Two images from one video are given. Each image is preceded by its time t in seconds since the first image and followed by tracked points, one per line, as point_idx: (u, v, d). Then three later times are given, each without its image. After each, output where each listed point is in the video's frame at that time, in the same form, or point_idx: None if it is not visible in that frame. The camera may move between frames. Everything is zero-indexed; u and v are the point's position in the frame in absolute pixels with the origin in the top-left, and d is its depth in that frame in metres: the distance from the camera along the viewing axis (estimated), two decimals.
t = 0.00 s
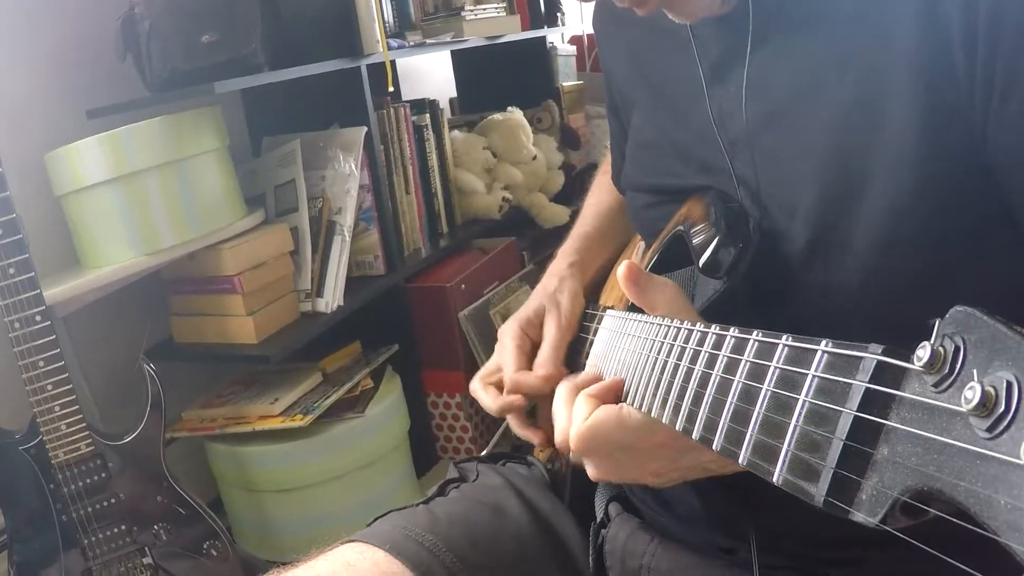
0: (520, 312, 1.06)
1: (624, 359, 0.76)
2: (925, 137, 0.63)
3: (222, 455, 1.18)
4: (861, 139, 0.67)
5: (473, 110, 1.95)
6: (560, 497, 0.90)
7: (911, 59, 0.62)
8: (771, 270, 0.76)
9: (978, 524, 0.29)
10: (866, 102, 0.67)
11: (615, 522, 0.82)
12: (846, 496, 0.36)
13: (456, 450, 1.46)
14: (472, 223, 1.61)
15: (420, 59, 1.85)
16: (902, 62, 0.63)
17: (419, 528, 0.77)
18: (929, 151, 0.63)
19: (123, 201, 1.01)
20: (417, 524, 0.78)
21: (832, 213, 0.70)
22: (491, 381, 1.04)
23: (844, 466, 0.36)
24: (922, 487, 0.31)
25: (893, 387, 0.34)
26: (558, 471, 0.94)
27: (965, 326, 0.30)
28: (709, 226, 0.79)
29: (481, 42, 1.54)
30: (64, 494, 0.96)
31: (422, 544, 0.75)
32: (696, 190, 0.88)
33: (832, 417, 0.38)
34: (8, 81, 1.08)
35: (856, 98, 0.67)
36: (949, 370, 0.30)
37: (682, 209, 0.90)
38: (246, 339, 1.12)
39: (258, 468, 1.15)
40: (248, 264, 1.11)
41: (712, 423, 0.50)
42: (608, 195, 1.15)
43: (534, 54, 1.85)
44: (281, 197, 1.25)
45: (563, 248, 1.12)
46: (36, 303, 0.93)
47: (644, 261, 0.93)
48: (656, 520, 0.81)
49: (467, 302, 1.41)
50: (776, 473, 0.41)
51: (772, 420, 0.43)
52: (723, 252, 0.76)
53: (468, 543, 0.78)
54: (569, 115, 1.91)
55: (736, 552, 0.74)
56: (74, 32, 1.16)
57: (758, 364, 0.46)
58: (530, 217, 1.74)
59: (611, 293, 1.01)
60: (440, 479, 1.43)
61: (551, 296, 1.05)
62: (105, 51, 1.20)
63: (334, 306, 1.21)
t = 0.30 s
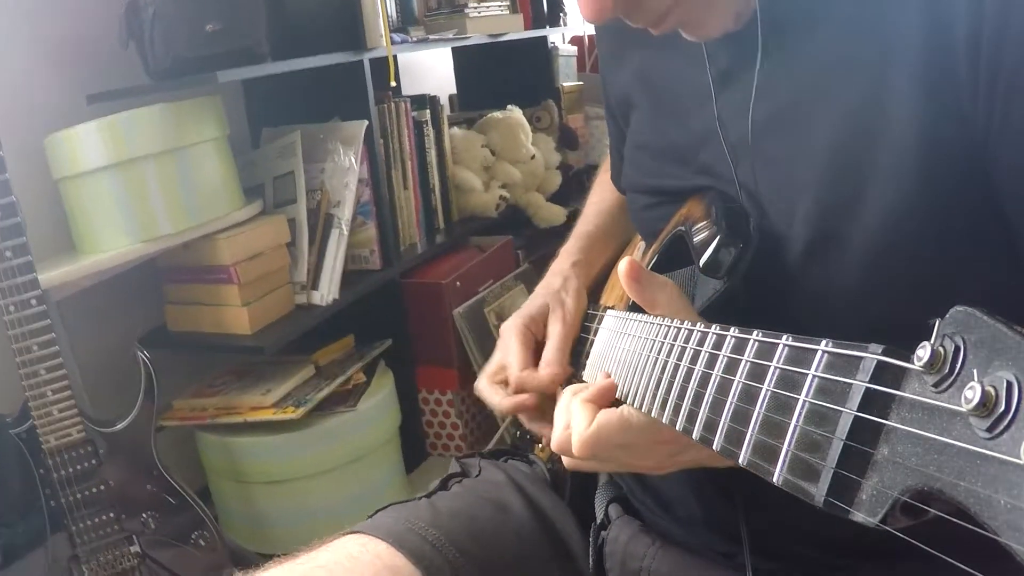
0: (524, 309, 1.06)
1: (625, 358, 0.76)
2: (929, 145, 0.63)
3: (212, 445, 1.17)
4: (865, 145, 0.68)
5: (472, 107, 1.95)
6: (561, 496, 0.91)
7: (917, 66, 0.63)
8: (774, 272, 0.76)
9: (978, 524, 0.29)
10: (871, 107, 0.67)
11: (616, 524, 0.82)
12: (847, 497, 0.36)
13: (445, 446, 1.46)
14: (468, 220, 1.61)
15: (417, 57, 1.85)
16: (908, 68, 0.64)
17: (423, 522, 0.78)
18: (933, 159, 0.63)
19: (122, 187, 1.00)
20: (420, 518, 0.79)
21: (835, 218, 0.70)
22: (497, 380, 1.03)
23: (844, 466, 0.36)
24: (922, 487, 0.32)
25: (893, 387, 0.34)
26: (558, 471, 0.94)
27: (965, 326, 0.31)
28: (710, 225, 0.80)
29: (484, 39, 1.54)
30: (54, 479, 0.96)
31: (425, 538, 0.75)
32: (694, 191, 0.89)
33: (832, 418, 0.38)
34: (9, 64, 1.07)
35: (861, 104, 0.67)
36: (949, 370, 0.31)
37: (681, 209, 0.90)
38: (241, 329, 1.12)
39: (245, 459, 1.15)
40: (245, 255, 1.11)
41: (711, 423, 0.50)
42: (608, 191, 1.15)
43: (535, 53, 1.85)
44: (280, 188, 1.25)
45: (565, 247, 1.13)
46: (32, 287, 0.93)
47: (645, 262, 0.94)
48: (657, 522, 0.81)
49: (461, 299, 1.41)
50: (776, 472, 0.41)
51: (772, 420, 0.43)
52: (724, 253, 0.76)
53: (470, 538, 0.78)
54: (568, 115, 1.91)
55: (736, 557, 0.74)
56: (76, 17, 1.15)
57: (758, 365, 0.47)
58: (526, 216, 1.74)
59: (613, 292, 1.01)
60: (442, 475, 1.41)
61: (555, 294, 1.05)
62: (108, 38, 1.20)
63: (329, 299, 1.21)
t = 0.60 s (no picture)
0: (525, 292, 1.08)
1: (625, 358, 0.76)
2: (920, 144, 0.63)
3: (204, 452, 1.17)
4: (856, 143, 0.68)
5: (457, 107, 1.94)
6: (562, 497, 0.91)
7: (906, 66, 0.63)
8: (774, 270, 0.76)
9: (978, 524, 0.30)
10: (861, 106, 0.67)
11: (624, 524, 0.81)
12: (847, 497, 0.36)
13: (437, 448, 1.46)
14: (456, 220, 1.61)
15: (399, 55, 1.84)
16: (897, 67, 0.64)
17: (427, 527, 0.78)
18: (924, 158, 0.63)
19: (109, 195, 1.00)
20: (423, 523, 0.79)
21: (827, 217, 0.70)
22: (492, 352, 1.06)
23: (844, 466, 0.36)
24: (922, 487, 0.32)
25: (893, 387, 0.35)
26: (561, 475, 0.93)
27: (965, 326, 0.31)
28: (711, 228, 0.80)
29: (467, 39, 1.54)
30: (46, 491, 0.96)
31: (430, 544, 0.75)
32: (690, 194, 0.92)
33: (832, 418, 0.38)
34: None
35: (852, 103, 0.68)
36: (949, 370, 0.31)
37: (681, 209, 0.92)
38: (230, 335, 1.11)
39: (236, 465, 1.15)
40: (234, 260, 1.10)
41: (712, 423, 0.50)
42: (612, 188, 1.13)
43: (519, 52, 1.85)
44: (267, 192, 1.25)
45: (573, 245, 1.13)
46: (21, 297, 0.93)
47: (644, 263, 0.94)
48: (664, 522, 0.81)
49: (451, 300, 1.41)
50: (776, 473, 0.41)
51: (773, 420, 0.43)
52: (724, 251, 0.76)
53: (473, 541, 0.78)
54: (552, 113, 1.91)
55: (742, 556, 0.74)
56: (59, 24, 1.14)
57: (758, 364, 0.47)
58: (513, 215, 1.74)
59: (612, 293, 1.01)
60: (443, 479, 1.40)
61: (563, 286, 1.07)
62: (92, 45, 1.19)
63: (318, 302, 1.21)
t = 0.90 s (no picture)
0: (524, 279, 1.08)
1: (625, 359, 0.77)
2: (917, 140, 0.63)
3: (207, 455, 1.17)
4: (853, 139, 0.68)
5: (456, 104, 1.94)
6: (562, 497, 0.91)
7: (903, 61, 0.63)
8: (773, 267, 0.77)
9: (978, 524, 0.30)
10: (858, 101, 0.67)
11: (624, 524, 0.82)
12: (847, 496, 0.36)
13: (441, 446, 1.46)
14: (455, 218, 1.61)
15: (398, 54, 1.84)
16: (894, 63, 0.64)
17: (425, 532, 0.78)
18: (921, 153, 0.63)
19: (109, 201, 1.00)
20: (422, 528, 0.79)
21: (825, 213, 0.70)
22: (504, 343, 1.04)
23: (843, 466, 0.36)
24: (922, 487, 0.32)
25: (893, 387, 0.35)
26: (561, 476, 0.94)
27: (964, 326, 0.30)
28: (710, 229, 0.80)
29: (464, 36, 1.54)
30: (51, 497, 0.96)
31: (429, 549, 0.76)
32: (692, 191, 0.92)
33: (832, 418, 0.38)
34: None
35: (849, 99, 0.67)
36: (949, 370, 0.31)
37: (681, 209, 0.92)
38: (231, 338, 1.11)
39: (239, 467, 1.15)
40: (234, 263, 1.10)
41: (712, 421, 0.50)
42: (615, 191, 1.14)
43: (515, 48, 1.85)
44: (265, 194, 1.25)
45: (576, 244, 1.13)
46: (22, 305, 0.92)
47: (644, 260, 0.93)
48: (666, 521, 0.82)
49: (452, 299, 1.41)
50: (776, 473, 0.41)
51: (772, 420, 0.43)
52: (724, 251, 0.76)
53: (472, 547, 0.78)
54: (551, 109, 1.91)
55: (745, 552, 0.75)
56: (56, 29, 1.14)
57: (758, 365, 0.47)
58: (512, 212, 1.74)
59: (612, 292, 1.00)
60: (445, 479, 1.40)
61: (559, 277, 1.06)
62: (89, 49, 1.18)
63: (319, 304, 1.21)
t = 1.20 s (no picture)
0: (526, 302, 1.07)
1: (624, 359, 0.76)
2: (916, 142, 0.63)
3: (207, 456, 1.17)
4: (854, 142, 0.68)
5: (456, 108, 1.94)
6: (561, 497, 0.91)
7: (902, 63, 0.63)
8: (774, 267, 0.78)
9: (978, 524, 0.30)
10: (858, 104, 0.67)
11: (622, 520, 0.82)
12: (847, 497, 0.36)
13: (440, 450, 1.46)
14: (456, 221, 1.61)
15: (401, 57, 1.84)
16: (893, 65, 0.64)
17: (424, 527, 0.78)
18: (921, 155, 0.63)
19: (109, 202, 1.00)
20: (421, 524, 0.79)
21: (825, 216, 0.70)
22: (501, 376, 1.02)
23: (844, 466, 0.36)
24: (922, 487, 0.32)
25: (892, 387, 0.34)
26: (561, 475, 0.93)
27: (965, 326, 0.31)
28: (710, 229, 0.80)
29: (464, 40, 1.54)
30: (49, 498, 0.95)
31: (428, 545, 0.75)
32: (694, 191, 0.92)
33: (832, 418, 0.38)
34: None
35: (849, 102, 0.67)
36: (949, 370, 0.31)
37: (681, 209, 0.92)
38: (231, 340, 1.11)
39: (238, 468, 1.15)
40: (233, 265, 1.10)
41: (712, 423, 0.50)
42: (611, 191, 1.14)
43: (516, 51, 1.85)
44: (266, 197, 1.24)
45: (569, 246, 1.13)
46: (20, 305, 0.92)
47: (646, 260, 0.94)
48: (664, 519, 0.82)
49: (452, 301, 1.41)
50: (776, 473, 0.41)
51: (772, 420, 0.43)
52: (724, 252, 0.77)
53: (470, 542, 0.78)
54: (552, 112, 1.91)
55: (741, 551, 0.75)
56: (56, 31, 1.14)
57: (758, 364, 0.46)
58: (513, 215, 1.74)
59: (612, 293, 1.01)
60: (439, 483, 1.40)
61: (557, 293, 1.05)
62: (88, 50, 1.18)
63: (319, 306, 1.21)
